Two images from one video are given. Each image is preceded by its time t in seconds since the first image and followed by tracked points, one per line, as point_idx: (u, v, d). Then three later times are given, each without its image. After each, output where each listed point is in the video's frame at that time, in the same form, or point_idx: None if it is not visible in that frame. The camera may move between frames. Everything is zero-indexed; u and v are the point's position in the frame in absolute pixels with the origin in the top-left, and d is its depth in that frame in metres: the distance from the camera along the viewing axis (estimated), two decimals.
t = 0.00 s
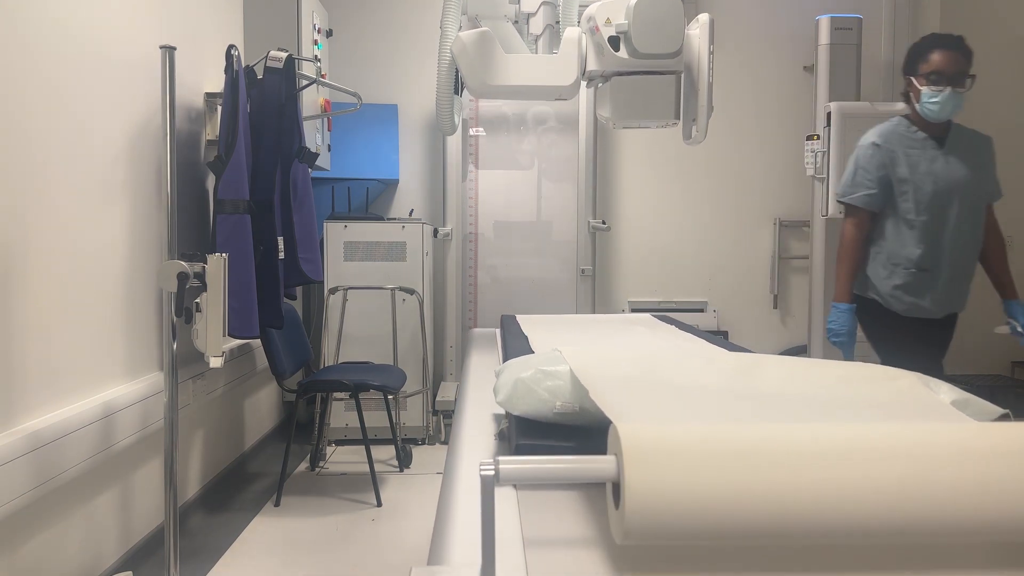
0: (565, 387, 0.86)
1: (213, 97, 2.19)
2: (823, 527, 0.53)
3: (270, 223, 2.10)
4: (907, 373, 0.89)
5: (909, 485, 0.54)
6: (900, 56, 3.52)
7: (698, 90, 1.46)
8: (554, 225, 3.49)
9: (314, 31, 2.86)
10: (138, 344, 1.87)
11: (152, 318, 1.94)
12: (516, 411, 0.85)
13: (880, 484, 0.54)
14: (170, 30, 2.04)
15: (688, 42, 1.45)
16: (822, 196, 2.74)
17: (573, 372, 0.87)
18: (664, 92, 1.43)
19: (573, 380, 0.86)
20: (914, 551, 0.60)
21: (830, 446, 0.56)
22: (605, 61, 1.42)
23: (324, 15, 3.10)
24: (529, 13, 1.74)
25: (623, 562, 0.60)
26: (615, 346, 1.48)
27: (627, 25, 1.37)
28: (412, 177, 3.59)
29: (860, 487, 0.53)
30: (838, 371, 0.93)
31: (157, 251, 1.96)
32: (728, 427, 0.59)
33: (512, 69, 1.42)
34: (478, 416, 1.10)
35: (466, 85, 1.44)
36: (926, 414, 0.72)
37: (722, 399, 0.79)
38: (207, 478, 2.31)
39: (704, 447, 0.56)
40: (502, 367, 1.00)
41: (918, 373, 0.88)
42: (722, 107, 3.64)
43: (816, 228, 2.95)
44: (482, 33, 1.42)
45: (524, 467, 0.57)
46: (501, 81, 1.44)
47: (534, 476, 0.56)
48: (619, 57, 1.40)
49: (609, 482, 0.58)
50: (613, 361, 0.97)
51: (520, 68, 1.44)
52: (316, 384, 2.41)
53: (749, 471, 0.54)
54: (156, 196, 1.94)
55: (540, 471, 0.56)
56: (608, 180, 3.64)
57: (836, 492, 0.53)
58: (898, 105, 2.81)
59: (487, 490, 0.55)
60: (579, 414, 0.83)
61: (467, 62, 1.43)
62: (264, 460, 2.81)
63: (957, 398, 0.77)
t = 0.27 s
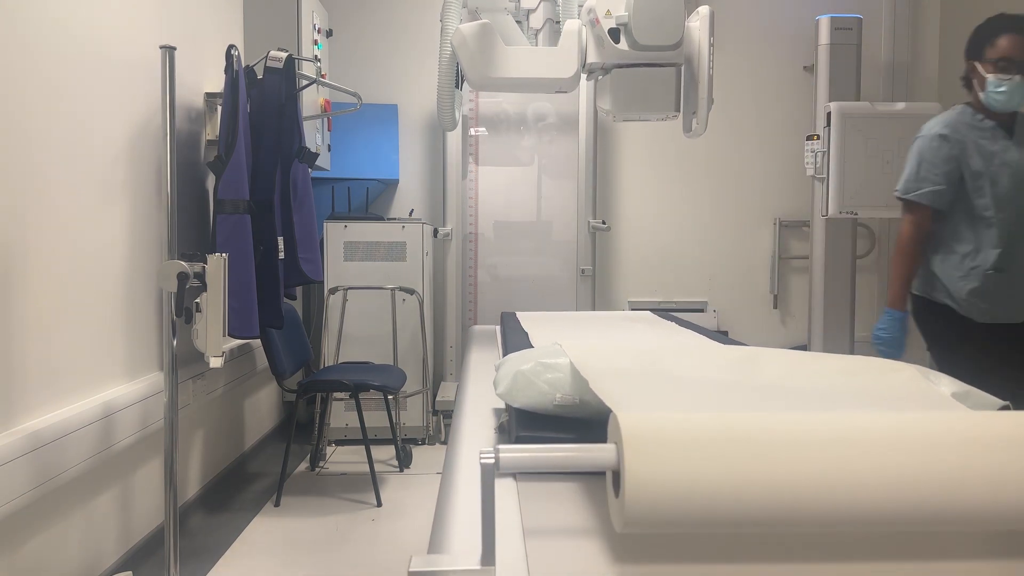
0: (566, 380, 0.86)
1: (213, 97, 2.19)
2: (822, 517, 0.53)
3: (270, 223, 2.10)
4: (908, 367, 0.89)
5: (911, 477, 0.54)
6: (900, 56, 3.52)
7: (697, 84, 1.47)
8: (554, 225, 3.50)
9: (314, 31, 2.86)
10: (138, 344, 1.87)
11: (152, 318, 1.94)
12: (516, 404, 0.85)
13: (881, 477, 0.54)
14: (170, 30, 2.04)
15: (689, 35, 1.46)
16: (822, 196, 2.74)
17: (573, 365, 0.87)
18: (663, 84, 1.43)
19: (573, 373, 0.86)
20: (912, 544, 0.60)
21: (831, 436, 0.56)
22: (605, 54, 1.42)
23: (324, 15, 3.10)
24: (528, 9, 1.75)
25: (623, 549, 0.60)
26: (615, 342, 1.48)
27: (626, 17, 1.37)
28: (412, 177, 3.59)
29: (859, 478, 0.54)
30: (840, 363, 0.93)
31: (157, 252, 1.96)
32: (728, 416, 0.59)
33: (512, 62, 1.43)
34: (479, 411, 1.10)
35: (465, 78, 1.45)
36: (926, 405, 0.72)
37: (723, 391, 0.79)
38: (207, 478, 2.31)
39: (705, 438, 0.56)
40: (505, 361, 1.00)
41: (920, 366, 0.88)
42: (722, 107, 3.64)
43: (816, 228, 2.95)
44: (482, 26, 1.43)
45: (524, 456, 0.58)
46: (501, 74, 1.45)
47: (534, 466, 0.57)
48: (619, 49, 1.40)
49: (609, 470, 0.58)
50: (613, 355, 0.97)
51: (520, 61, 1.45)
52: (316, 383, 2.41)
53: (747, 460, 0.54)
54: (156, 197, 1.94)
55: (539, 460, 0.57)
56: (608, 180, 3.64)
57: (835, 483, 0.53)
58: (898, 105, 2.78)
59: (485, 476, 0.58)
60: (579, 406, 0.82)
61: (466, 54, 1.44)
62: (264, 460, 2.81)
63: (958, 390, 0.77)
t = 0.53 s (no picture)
0: (565, 370, 0.86)
1: (213, 97, 2.19)
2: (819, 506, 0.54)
3: (270, 223, 2.10)
4: (908, 359, 0.89)
5: (911, 472, 0.54)
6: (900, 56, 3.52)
7: (696, 76, 1.46)
8: (554, 225, 3.50)
9: (314, 31, 2.86)
10: (138, 344, 1.87)
11: (151, 318, 1.94)
12: (516, 396, 0.86)
13: (880, 472, 0.54)
14: (170, 30, 2.04)
15: (687, 27, 1.43)
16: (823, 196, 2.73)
17: (572, 357, 0.87)
18: (665, 78, 1.47)
19: (572, 364, 0.86)
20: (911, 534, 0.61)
21: (830, 427, 0.56)
22: (605, 46, 1.45)
23: (324, 15, 3.10)
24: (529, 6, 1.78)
25: (623, 537, 0.61)
26: (615, 340, 1.48)
27: (627, 9, 1.40)
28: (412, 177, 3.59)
29: (860, 468, 0.54)
30: (839, 356, 0.93)
31: (157, 251, 1.96)
32: (727, 404, 0.59)
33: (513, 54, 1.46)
34: (479, 403, 1.10)
35: (466, 70, 1.48)
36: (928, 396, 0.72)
37: (723, 382, 0.79)
38: (207, 478, 2.31)
39: (705, 430, 0.55)
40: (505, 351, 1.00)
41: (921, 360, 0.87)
42: (722, 107, 3.64)
43: (816, 228, 2.94)
44: (483, 19, 1.45)
45: (523, 445, 0.58)
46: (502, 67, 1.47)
47: (532, 454, 0.58)
48: (619, 41, 1.44)
49: (609, 460, 0.58)
50: (613, 348, 0.97)
51: (521, 53, 1.47)
52: (316, 383, 2.41)
53: (747, 451, 0.54)
54: (156, 197, 1.94)
55: (538, 448, 0.58)
56: (609, 180, 3.64)
57: (835, 477, 0.53)
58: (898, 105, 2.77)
59: (486, 464, 0.59)
60: (579, 399, 0.83)
61: (466, 46, 1.47)
62: (264, 460, 2.81)
63: (959, 383, 0.77)
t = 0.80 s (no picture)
0: (566, 341, 0.84)
1: (213, 97, 2.19)
2: (823, 459, 0.53)
3: (270, 223, 2.10)
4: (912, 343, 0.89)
5: (913, 443, 0.53)
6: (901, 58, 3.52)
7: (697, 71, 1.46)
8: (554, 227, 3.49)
9: (314, 31, 2.86)
10: (138, 344, 1.87)
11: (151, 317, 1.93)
12: (516, 364, 0.84)
13: (886, 434, 0.53)
14: (170, 30, 2.04)
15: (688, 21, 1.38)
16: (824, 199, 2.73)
17: (574, 327, 0.85)
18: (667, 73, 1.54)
19: (574, 335, 0.84)
20: (915, 496, 0.60)
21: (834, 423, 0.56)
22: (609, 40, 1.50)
23: (324, 15, 3.09)
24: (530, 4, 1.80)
25: (622, 495, 0.60)
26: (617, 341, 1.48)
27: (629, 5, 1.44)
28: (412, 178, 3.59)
29: (865, 423, 0.53)
30: (844, 326, 0.92)
31: (157, 252, 1.96)
32: (731, 363, 0.58)
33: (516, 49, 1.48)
34: (479, 376, 1.09)
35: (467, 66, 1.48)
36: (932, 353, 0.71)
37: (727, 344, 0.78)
38: (207, 478, 2.30)
39: (711, 390, 0.55)
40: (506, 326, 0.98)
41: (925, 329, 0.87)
42: (723, 109, 3.64)
43: (817, 231, 2.94)
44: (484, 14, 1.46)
45: (523, 398, 0.57)
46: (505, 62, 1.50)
47: (533, 407, 0.57)
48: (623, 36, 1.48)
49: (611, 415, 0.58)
50: (615, 317, 0.96)
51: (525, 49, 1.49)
52: (316, 384, 2.41)
53: (749, 407, 0.54)
54: (155, 196, 1.94)
55: (539, 402, 0.57)
56: (609, 182, 3.63)
57: (837, 431, 0.53)
58: (898, 105, 2.79)
59: (486, 416, 0.58)
60: (581, 366, 0.81)
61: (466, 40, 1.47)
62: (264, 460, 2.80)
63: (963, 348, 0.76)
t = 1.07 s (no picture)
0: (566, 342, 0.84)
1: (213, 97, 2.19)
2: (822, 456, 0.53)
3: (270, 223, 2.10)
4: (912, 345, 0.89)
5: (912, 441, 0.53)
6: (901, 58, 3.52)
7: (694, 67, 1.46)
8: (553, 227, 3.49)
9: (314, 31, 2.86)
10: (138, 344, 1.87)
11: (151, 318, 1.93)
12: (516, 364, 0.84)
13: (886, 433, 0.53)
14: (170, 30, 2.04)
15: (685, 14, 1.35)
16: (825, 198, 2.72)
17: (574, 327, 0.85)
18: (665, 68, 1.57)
19: (574, 335, 0.84)
20: (914, 496, 0.60)
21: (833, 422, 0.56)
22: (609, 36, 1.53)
23: (324, 15, 3.09)
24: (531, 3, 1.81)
25: (622, 496, 0.60)
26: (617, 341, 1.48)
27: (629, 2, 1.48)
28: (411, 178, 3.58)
29: (865, 423, 0.53)
30: (844, 326, 0.92)
31: (157, 251, 1.96)
32: (730, 363, 0.58)
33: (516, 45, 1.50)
34: (479, 376, 1.09)
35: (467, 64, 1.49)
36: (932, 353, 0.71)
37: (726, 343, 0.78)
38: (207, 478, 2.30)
39: (712, 390, 0.55)
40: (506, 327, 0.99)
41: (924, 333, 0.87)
42: (723, 108, 3.64)
43: (818, 230, 2.94)
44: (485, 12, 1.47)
45: (523, 398, 0.57)
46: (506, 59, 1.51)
47: (532, 408, 0.57)
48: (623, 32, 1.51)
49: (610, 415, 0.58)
50: (615, 317, 0.96)
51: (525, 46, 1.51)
52: (316, 384, 2.41)
53: (748, 407, 0.54)
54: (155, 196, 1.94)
55: (539, 402, 0.57)
56: (608, 182, 3.63)
57: (837, 428, 0.53)
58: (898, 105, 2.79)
59: (486, 416, 0.58)
60: (581, 366, 0.81)
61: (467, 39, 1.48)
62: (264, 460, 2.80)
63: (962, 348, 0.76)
